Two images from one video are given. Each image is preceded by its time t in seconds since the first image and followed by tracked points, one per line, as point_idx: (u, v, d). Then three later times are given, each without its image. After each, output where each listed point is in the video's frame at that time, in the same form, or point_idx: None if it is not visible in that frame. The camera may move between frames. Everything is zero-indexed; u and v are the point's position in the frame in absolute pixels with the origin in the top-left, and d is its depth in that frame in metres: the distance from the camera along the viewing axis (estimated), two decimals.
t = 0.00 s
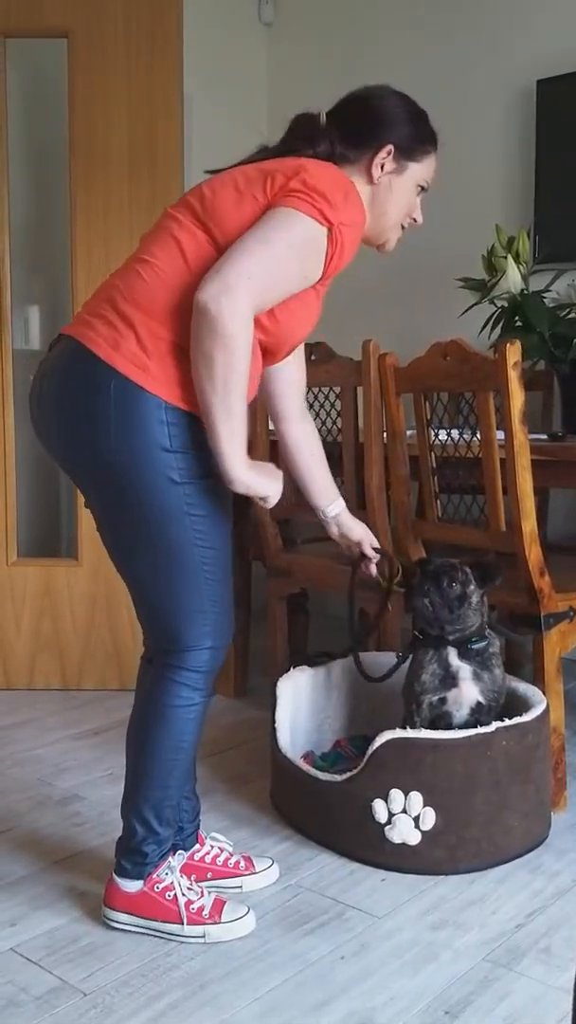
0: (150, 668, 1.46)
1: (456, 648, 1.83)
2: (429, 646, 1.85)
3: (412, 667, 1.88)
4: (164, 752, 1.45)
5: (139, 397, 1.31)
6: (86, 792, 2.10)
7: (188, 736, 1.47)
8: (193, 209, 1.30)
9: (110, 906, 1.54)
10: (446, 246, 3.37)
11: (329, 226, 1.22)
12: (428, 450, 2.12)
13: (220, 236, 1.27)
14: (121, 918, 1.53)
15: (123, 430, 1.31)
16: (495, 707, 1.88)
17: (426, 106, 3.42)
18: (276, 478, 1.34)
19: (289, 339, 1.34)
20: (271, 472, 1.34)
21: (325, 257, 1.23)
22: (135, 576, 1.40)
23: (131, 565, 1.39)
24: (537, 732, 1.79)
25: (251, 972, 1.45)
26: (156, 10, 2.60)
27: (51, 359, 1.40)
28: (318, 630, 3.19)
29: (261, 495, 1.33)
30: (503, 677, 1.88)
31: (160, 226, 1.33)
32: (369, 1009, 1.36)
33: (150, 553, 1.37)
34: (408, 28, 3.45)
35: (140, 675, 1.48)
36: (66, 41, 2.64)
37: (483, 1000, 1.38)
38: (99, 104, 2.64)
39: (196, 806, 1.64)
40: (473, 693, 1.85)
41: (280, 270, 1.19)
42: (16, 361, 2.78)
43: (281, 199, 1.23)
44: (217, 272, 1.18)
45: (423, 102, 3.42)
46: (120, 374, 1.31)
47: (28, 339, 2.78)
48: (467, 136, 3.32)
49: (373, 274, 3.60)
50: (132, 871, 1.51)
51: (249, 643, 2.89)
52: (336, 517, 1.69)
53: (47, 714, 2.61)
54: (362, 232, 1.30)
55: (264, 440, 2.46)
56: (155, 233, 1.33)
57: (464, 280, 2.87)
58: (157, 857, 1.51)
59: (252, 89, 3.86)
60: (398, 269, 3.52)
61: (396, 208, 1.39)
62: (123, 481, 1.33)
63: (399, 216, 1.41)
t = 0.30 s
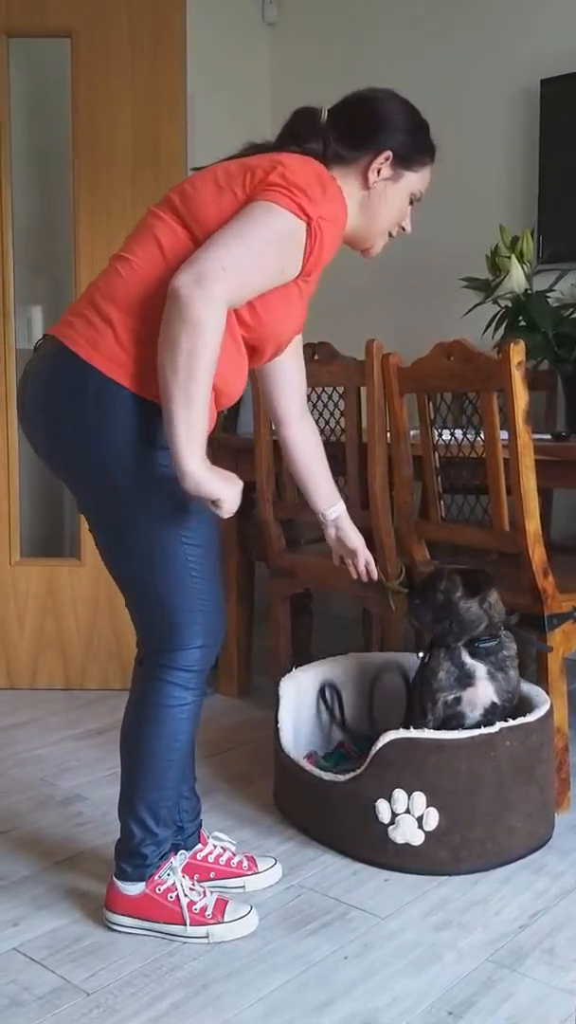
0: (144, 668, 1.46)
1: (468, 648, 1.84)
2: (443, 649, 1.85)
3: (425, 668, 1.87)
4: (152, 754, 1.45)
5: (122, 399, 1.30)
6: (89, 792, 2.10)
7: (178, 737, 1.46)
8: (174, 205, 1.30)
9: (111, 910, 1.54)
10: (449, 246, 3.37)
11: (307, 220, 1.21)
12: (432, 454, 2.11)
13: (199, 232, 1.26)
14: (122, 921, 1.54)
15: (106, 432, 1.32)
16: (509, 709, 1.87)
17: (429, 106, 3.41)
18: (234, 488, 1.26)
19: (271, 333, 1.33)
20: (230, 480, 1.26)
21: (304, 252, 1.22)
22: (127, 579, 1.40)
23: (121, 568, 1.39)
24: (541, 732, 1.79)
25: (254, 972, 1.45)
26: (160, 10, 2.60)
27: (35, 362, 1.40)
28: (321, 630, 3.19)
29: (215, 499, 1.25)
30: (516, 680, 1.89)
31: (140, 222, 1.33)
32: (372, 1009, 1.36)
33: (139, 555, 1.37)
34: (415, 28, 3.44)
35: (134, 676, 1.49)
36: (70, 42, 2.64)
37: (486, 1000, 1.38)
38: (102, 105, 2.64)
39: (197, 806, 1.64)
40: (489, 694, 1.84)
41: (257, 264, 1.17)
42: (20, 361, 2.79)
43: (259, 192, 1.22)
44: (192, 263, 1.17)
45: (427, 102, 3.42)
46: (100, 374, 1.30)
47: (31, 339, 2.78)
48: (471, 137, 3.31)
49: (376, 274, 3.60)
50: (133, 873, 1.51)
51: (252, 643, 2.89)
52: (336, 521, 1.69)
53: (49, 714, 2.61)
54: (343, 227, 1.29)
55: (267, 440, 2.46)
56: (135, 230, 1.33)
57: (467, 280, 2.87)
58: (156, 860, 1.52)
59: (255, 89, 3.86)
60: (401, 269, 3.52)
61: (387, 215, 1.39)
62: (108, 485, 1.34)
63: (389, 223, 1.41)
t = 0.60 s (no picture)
0: (120, 683, 1.41)
1: (458, 649, 1.83)
2: (435, 652, 1.85)
3: (418, 670, 1.88)
4: (134, 767, 1.40)
5: (109, 396, 1.28)
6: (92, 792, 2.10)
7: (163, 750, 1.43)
8: (154, 200, 1.29)
9: (78, 929, 1.48)
10: (452, 246, 3.38)
11: (294, 209, 1.20)
12: (436, 456, 2.11)
13: (182, 225, 1.25)
14: (93, 939, 1.48)
15: (93, 434, 1.29)
16: (504, 709, 1.88)
17: (432, 107, 3.41)
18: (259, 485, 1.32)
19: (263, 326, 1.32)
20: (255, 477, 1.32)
21: (294, 242, 1.22)
22: (109, 585, 1.36)
23: (103, 574, 1.36)
24: (544, 733, 1.79)
25: (257, 973, 1.45)
26: (163, 12, 2.60)
27: (23, 366, 1.38)
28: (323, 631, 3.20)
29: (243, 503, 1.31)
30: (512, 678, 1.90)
31: (122, 220, 1.31)
32: (376, 1010, 1.36)
33: (123, 560, 1.33)
34: (418, 28, 3.44)
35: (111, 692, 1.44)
36: (74, 43, 2.65)
37: (490, 1001, 1.38)
38: (105, 105, 2.64)
39: (198, 808, 1.64)
40: (480, 694, 1.85)
41: (249, 261, 1.17)
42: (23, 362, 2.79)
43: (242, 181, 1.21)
44: (184, 269, 1.16)
45: (430, 102, 3.42)
46: (89, 374, 1.29)
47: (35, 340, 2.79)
48: (474, 137, 3.31)
49: (379, 275, 3.61)
50: (102, 891, 1.46)
51: (254, 643, 2.90)
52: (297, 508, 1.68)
53: (54, 715, 2.62)
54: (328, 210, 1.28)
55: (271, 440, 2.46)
56: (118, 228, 1.31)
57: (470, 281, 2.87)
58: (128, 875, 1.46)
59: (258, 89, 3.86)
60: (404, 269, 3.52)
61: (365, 193, 1.38)
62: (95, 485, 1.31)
63: (367, 200, 1.40)
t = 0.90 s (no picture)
0: (124, 684, 1.41)
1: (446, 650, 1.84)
2: (423, 653, 1.85)
3: (408, 670, 1.89)
4: (142, 768, 1.40)
5: (118, 396, 1.28)
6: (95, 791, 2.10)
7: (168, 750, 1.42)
8: (132, 186, 1.27)
9: (83, 928, 1.48)
10: (455, 246, 3.38)
11: (278, 168, 1.20)
12: (438, 455, 2.13)
13: (169, 207, 1.24)
14: (97, 939, 1.48)
15: (110, 435, 1.28)
16: (493, 715, 1.87)
17: (435, 106, 3.41)
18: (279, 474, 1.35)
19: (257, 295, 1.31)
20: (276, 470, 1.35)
21: (283, 201, 1.22)
22: (117, 587, 1.35)
23: (109, 574, 1.35)
24: (547, 733, 1.79)
25: (260, 972, 1.45)
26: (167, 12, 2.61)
27: (24, 372, 1.37)
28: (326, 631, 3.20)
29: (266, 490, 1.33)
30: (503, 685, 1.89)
31: (104, 213, 1.29)
32: (379, 1009, 1.36)
33: (130, 560, 1.32)
34: (420, 29, 3.44)
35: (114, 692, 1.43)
36: (77, 43, 2.65)
37: (493, 1000, 1.38)
38: (109, 106, 2.64)
39: (199, 806, 1.64)
40: (468, 698, 1.85)
41: (247, 236, 1.18)
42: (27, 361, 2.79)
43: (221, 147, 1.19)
44: (186, 257, 1.16)
45: (433, 102, 3.42)
46: (103, 378, 1.27)
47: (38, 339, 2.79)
48: (476, 136, 3.31)
49: (382, 274, 3.61)
50: (107, 891, 1.46)
51: (257, 643, 2.90)
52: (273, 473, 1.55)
53: (57, 714, 2.62)
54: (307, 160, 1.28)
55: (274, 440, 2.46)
56: (103, 222, 1.29)
57: (474, 281, 2.87)
58: (132, 876, 1.46)
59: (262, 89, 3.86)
60: (407, 269, 3.52)
61: (327, 131, 1.35)
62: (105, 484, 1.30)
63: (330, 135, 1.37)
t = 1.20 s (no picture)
0: (124, 686, 1.40)
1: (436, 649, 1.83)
2: (418, 655, 1.84)
3: (406, 671, 1.88)
4: (145, 769, 1.39)
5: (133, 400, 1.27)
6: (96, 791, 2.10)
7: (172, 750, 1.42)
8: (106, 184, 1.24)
9: (82, 928, 1.48)
10: (457, 245, 3.37)
11: (245, 135, 1.16)
12: (440, 453, 2.12)
13: (150, 201, 1.22)
14: (97, 939, 1.48)
15: (124, 437, 1.27)
16: (491, 713, 1.86)
17: (438, 106, 3.41)
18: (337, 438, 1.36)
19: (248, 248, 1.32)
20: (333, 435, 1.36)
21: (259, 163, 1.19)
22: (122, 588, 1.34)
23: (115, 573, 1.34)
24: (549, 733, 1.79)
25: (261, 972, 1.45)
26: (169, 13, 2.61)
27: (29, 382, 1.36)
28: (328, 631, 3.19)
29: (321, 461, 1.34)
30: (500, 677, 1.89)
31: (84, 219, 1.27)
32: (380, 1009, 1.36)
33: (134, 560, 1.32)
34: (423, 28, 3.44)
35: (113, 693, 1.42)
36: (79, 43, 2.65)
37: (494, 1000, 1.38)
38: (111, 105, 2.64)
39: (197, 800, 1.65)
40: (465, 694, 1.84)
41: (233, 218, 1.16)
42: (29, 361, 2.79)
43: (182, 127, 1.16)
44: (185, 257, 1.16)
45: (435, 102, 3.42)
46: (115, 387, 1.27)
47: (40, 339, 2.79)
48: (478, 136, 3.31)
49: (383, 274, 3.60)
50: (107, 893, 1.45)
51: (258, 643, 2.89)
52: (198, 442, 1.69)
53: (58, 714, 2.61)
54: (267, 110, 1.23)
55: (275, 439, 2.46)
56: (86, 229, 1.27)
57: (476, 281, 2.86)
58: (133, 877, 1.46)
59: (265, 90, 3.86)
60: (409, 269, 3.52)
61: (267, 58, 1.30)
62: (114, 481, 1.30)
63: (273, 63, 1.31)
